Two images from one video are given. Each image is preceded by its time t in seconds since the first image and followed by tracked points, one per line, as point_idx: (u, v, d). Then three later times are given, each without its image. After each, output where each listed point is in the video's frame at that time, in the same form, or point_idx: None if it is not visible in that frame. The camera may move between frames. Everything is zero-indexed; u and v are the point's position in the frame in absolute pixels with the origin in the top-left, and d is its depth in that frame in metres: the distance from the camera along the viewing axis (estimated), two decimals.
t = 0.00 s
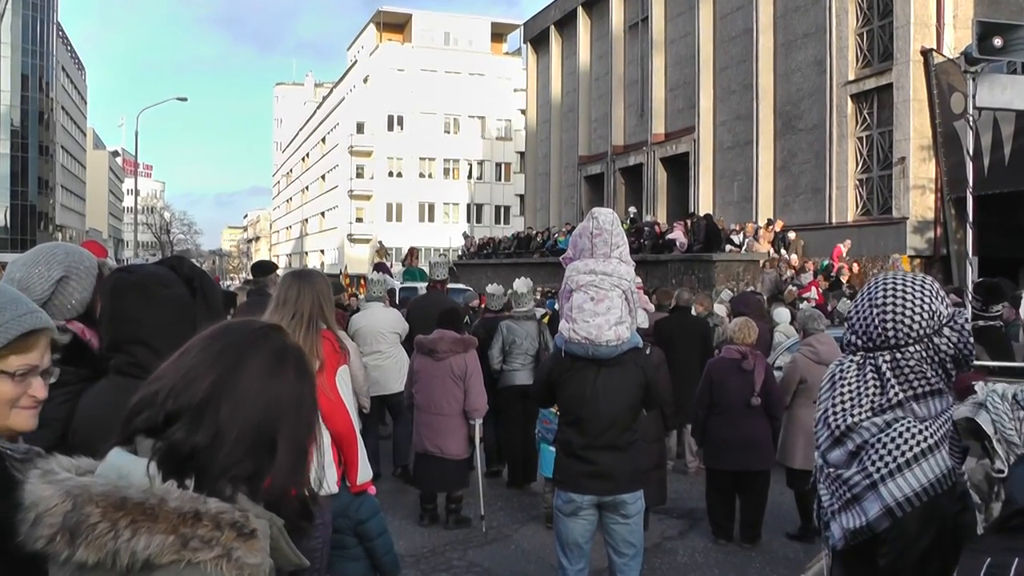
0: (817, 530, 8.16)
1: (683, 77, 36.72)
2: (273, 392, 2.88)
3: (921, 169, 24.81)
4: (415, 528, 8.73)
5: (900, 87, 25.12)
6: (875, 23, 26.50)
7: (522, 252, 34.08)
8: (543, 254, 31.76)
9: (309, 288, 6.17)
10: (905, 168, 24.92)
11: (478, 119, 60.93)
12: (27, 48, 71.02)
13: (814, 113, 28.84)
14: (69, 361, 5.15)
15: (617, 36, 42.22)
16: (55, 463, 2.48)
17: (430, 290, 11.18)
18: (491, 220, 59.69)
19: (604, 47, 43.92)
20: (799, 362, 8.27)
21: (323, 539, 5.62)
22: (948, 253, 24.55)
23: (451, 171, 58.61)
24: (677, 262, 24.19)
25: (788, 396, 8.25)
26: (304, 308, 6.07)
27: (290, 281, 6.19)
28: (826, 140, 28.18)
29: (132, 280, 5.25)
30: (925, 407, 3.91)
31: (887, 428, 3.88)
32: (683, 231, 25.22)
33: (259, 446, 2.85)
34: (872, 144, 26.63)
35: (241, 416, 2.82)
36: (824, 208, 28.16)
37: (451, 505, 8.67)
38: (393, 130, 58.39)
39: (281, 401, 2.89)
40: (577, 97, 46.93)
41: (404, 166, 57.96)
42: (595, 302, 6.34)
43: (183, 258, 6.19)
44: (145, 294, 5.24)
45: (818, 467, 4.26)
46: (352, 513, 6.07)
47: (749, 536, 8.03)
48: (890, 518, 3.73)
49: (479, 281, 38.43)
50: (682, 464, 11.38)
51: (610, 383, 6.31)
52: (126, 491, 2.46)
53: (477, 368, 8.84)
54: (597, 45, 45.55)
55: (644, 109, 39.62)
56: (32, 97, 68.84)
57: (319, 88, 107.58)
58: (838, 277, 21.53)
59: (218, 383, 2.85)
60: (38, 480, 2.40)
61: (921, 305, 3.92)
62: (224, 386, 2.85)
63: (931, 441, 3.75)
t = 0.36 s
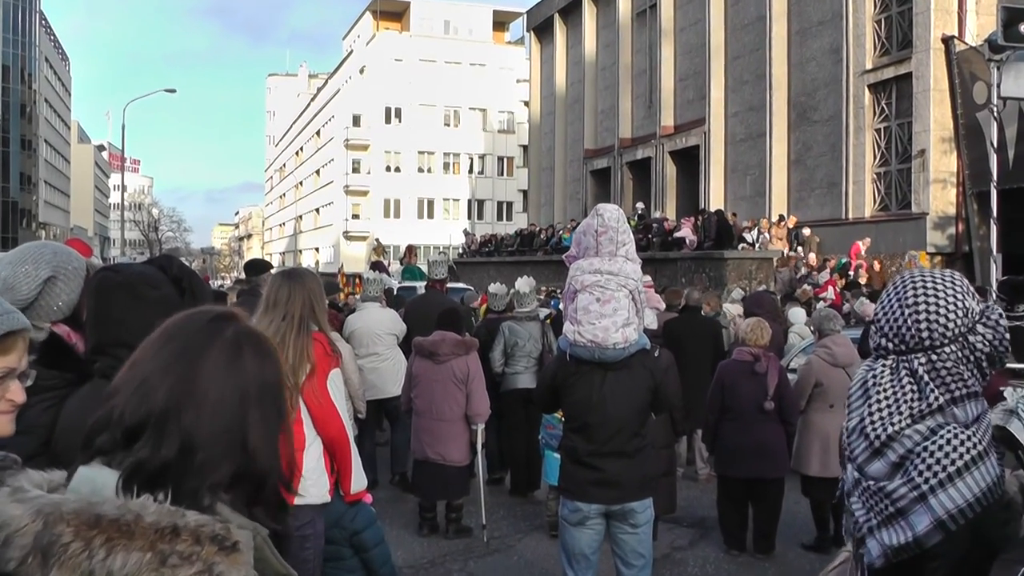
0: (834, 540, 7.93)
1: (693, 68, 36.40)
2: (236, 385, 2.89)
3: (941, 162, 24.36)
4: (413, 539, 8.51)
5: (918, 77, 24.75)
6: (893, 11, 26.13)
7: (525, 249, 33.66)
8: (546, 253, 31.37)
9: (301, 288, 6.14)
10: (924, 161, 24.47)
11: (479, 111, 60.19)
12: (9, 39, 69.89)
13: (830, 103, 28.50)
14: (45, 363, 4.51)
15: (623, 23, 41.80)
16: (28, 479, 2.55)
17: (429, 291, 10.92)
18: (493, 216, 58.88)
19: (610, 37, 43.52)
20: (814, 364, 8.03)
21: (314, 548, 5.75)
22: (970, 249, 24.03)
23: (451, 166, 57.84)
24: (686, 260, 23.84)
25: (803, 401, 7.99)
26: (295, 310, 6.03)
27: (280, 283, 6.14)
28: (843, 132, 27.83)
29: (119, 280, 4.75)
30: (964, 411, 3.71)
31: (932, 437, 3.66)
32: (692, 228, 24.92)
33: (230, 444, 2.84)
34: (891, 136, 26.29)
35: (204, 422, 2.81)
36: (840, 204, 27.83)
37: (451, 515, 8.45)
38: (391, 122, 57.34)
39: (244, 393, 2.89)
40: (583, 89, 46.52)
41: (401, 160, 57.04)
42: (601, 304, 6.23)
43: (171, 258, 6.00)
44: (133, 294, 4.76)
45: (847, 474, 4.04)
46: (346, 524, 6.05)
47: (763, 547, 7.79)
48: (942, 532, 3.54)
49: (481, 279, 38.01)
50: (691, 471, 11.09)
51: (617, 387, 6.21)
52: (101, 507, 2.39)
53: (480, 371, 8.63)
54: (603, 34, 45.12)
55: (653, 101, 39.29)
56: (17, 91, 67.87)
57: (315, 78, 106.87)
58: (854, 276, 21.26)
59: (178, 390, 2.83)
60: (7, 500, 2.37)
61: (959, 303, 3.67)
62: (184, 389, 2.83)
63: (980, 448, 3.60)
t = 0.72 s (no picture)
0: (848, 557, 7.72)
1: (705, 65, 36.16)
2: (178, 392, 2.94)
3: (965, 163, 24.07)
4: (410, 553, 8.32)
5: (941, 74, 24.52)
6: (914, 5, 25.81)
7: (529, 252, 33.34)
8: (551, 256, 31.05)
9: (296, 290, 5.86)
10: (948, 162, 24.24)
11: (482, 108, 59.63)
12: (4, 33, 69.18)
13: (847, 101, 28.22)
14: (32, 367, 4.04)
15: (632, 16, 41.53)
16: None
17: (427, 295, 10.69)
18: (496, 216, 58.27)
19: (618, 31, 43.21)
20: (829, 372, 7.76)
21: (309, 560, 5.68)
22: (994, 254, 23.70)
23: (452, 165, 57.34)
24: (697, 265, 23.55)
25: (817, 411, 7.76)
26: (290, 312, 5.77)
27: (275, 285, 5.87)
28: (862, 130, 27.51)
29: (106, 283, 5.06)
30: (1005, 427, 3.43)
31: (973, 457, 3.38)
32: (703, 231, 24.65)
33: (176, 454, 2.90)
34: (911, 136, 26.04)
35: (145, 430, 2.86)
36: (858, 207, 27.56)
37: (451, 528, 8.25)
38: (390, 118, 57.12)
39: (187, 398, 2.95)
40: (589, 86, 46.25)
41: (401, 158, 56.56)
42: (606, 310, 5.98)
43: (160, 258, 5.70)
44: (124, 297, 5.11)
45: (874, 496, 3.73)
46: (344, 537, 5.92)
47: (775, 562, 7.56)
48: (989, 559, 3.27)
49: (483, 283, 37.68)
50: (702, 484, 10.83)
51: (624, 395, 5.98)
52: (53, 549, 2.41)
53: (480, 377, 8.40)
54: (610, 29, 44.78)
55: (662, 98, 39.06)
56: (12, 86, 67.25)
57: (315, 74, 106.52)
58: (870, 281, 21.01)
59: (117, 401, 2.87)
60: None
61: (993, 311, 3.43)
62: (125, 397, 2.88)
63: None
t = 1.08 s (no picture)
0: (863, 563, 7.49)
1: (716, 53, 35.89)
2: (150, 392, 2.73)
3: (988, 156, 23.81)
4: (411, 561, 8.11)
5: (963, 63, 24.16)
6: None
7: (534, 248, 32.98)
8: (556, 252, 30.72)
9: (295, 288, 5.60)
10: (970, 155, 23.96)
11: (484, 98, 58.82)
12: None
13: (866, 91, 27.75)
14: (14, 366, 3.69)
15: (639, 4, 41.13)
16: None
17: (427, 292, 10.44)
18: (499, 211, 57.99)
19: (626, 20, 42.79)
20: (846, 373, 7.56)
21: (307, 568, 5.46)
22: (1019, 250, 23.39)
23: (454, 158, 56.70)
24: (708, 261, 23.20)
25: (832, 413, 7.56)
26: (288, 311, 5.49)
27: (272, 282, 5.60)
28: (880, 120, 27.04)
29: (95, 279, 4.91)
30: None
31: (997, 466, 3.16)
32: (713, 227, 24.32)
33: (146, 458, 2.70)
34: (932, 126, 25.73)
35: (116, 433, 2.67)
36: (875, 201, 27.19)
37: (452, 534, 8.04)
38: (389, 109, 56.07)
39: (161, 402, 2.74)
40: (595, 75, 45.87)
41: (401, 151, 55.57)
42: (611, 307, 5.78)
43: (150, 254, 5.44)
44: (112, 295, 4.91)
45: (886, 504, 3.48)
46: (341, 545, 5.71)
47: (788, 569, 7.33)
48: None
49: (484, 280, 37.29)
50: (712, 488, 10.59)
51: (632, 396, 5.77)
52: (24, 562, 2.19)
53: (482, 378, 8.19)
54: (617, 17, 44.32)
55: (671, 89, 38.75)
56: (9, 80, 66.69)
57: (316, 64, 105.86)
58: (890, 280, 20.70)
59: (85, 402, 2.67)
60: None
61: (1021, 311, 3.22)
62: (93, 398, 2.68)
63: None
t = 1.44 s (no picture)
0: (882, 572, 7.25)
1: (732, 41, 35.65)
2: (141, 396, 2.48)
3: (1017, 150, 23.01)
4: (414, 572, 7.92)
5: (991, 53, 23.52)
6: None
7: (542, 246, 32.78)
8: (566, 250, 30.50)
9: (292, 289, 5.37)
10: (998, 148, 23.17)
11: (489, 90, 57.73)
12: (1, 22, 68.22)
13: (887, 83, 27.04)
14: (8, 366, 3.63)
15: None
16: None
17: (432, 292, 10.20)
18: (505, 208, 57.10)
19: (637, 10, 42.38)
20: (868, 375, 7.32)
21: None
22: None
23: (457, 152, 55.57)
24: (723, 259, 22.91)
25: (854, 418, 7.34)
26: (284, 313, 5.28)
27: (269, 283, 5.39)
28: (903, 112, 26.47)
29: (91, 278, 4.70)
30: None
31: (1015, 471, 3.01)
32: (728, 223, 23.99)
33: (137, 463, 2.46)
34: (958, 120, 25.08)
35: (103, 438, 2.43)
36: (898, 197, 26.63)
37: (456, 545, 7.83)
38: (391, 102, 55.62)
39: (154, 406, 2.50)
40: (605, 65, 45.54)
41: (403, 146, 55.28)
42: (621, 308, 5.58)
43: (146, 251, 5.20)
44: (108, 294, 4.69)
45: (896, 512, 3.33)
46: (341, 555, 5.54)
47: None
48: None
49: (491, 278, 37.05)
50: (728, 495, 10.35)
51: (641, 401, 5.55)
52: None
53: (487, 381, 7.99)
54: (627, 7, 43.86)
55: (685, 80, 38.44)
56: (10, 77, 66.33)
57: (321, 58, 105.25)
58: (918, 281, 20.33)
59: (73, 404, 2.45)
60: None
61: None
62: (82, 403, 2.45)
63: None
